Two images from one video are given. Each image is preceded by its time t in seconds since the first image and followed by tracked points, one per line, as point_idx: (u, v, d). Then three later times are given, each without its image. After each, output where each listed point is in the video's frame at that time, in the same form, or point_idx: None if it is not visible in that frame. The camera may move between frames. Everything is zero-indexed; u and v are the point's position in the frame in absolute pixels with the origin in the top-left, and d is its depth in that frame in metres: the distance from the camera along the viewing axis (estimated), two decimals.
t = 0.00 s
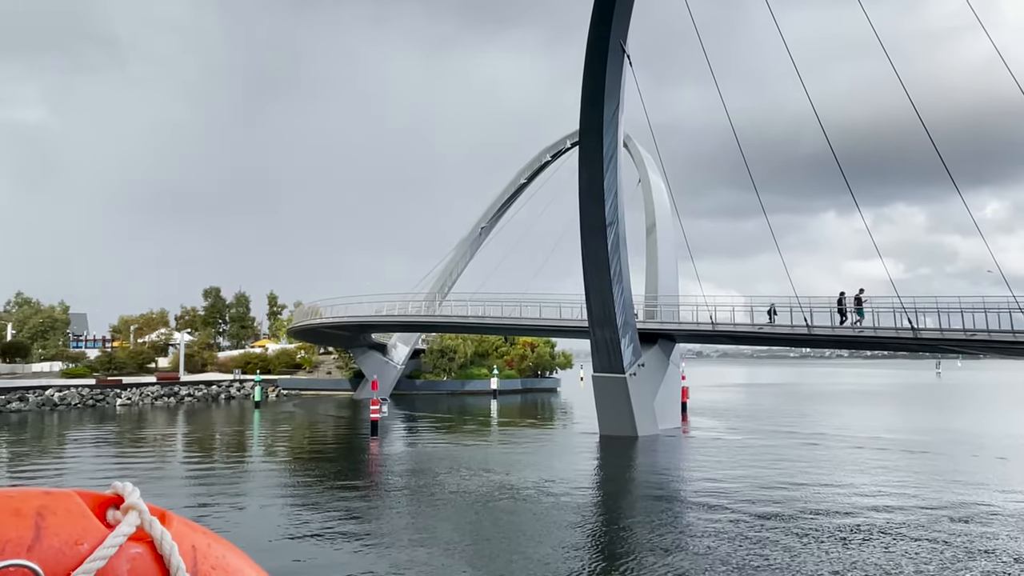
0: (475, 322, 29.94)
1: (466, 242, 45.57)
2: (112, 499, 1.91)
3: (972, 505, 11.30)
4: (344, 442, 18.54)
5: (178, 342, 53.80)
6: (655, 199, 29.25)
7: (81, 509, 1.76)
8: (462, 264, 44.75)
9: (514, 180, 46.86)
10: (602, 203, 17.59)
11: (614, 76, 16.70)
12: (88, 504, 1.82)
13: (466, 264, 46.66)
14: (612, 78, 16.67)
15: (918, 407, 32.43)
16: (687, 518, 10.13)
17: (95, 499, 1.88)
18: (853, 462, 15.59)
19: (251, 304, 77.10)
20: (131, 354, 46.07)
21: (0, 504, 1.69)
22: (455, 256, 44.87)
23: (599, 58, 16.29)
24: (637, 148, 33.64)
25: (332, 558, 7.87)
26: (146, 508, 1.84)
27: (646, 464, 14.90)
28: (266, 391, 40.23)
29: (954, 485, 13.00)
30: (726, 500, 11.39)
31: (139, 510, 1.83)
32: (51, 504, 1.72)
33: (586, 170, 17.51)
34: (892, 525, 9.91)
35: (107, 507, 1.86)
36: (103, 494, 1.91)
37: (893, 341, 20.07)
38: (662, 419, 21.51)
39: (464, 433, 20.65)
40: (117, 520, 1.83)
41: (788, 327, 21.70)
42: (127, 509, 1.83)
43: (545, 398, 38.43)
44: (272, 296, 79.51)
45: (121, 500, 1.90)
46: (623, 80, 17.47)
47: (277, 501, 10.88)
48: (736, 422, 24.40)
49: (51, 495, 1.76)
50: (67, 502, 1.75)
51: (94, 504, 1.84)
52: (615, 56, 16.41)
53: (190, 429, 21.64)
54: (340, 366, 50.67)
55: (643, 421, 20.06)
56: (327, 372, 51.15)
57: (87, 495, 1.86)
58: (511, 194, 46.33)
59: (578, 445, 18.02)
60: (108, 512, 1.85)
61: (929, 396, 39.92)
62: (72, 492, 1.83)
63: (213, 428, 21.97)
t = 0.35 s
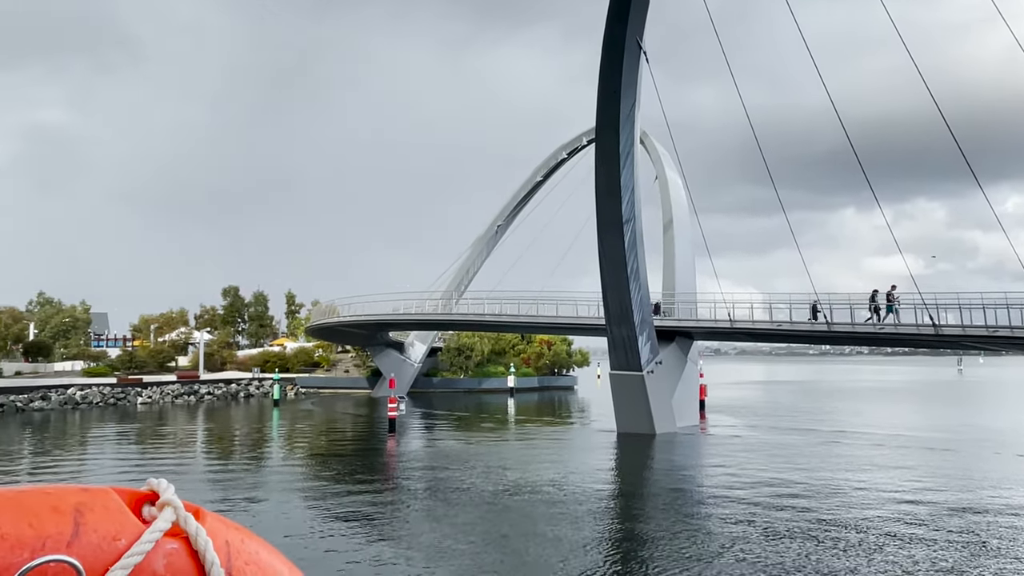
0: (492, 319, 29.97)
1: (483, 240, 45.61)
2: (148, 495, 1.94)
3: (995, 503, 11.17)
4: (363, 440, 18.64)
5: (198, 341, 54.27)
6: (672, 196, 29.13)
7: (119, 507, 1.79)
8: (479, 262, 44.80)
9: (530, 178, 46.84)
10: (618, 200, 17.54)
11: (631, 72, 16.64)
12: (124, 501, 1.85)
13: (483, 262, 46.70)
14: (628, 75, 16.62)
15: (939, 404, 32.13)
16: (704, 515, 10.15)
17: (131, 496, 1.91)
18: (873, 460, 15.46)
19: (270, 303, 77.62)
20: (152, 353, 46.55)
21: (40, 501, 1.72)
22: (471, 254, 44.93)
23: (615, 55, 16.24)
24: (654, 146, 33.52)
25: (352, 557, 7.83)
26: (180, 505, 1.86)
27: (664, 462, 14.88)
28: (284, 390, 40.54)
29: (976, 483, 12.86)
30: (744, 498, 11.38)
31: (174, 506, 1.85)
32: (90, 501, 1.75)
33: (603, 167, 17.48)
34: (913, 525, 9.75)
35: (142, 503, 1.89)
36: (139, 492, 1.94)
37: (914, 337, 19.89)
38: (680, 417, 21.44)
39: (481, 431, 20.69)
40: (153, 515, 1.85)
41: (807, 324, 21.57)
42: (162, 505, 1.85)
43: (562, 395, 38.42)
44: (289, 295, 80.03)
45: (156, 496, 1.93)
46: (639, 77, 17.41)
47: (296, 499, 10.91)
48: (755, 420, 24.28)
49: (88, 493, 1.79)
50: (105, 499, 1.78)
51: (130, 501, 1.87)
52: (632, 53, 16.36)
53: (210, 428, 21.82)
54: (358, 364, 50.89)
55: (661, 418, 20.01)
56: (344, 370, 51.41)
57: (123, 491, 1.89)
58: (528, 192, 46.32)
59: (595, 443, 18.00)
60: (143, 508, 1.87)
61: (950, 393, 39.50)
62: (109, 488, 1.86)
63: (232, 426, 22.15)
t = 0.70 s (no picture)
0: (508, 318, 29.97)
1: (499, 238, 45.61)
2: (178, 494, 1.95)
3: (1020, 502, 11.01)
4: (380, 438, 18.72)
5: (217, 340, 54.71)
6: (689, 193, 28.99)
7: (151, 504, 1.79)
8: (495, 260, 44.80)
9: (546, 176, 46.77)
10: (635, 197, 17.48)
11: (647, 68, 16.58)
12: (155, 499, 1.86)
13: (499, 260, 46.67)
14: (644, 71, 16.55)
15: (961, 401, 31.77)
16: (724, 513, 10.12)
17: (162, 494, 1.92)
18: (895, 458, 15.31)
19: (288, 302, 78.08)
20: (171, 352, 46.97)
21: (75, 498, 1.74)
22: (487, 252, 44.93)
23: (632, 51, 16.18)
24: (671, 143, 33.36)
25: (372, 555, 7.83)
26: (210, 503, 1.86)
27: (684, 460, 14.79)
28: (302, 389, 40.80)
29: (1001, 482, 12.68)
30: (765, 496, 11.31)
31: (204, 504, 1.86)
32: (122, 499, 1.76)
33: (619, 165, 17.44)
34: (935, 523, 9.68)
35: (173, 500, 1.90)
36: (170, 490, 1.94)
37: (935, 334, 19.66)
38: (698, 415, 21.35)
39: (498, 429, 20.71)
40: (184, 513, 1.85)
41: (826, 321, 21.39)
42: (191, 503, 1.86)
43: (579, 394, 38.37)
44: (308, 294, 80.47)
45: (187, 495, 1.94)
46: (656, 74, 17.36)
47: (315, 497, 10.99)
48: (773, 418, 24.12)
49: (121, 491, 1.80)
50: (136, 497, 1.79)
51: (161, 498, 1.88)
52: (649, 49, 16.31)
53: (229, 426, 21.99)
54: (375, 363, 51.09)
55: (679, 416, 19.94)
56: (362, 369, 51.62)
57: (154, 490, 1.90)
58: (544, 190, 46.24)
59: (612, 441, 17.97)
60: (174, 506, 1.88)
61: (973, 391, 39.00)
62: (140, 487, 1.87)
63: (251, 425, 22.34)
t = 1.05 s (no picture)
0: (526, 317, 29.97)
1: (517, 237, 45.59)
2: (210, 490, 1.96)
3: None
4: (399, 437, 18.79)
5: (237, 340, 55.16)
6: (708, 191, 28.83)
7: (184, 501, 1.81)
8: (513, 259, 44.80)
9: (563, 174, 46.67)
10: (653, 195, 17.41)
11: (665, 67, 16.52)
12: (188, 496, 1.87)
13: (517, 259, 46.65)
14: (662, 68, 16.48)
15: (984, 399, 31.39)
16: (745, 513, 10.07)
17: (195, 491, 1.93)
18: (917, 458, 15.15)
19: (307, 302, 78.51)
20: (192, 351, 47.40)
21: (110, 496, 1.75)
22: (504, 251, 44.95)
23: (650, 48, 16.11)
24: (689, 140, 33.19)
25: (391, 555, 7.81)
26: (243, 499, 1.88)
27: (703, 459, 14.71)
28: (321, 388, 41.04)
29: None
30: (786, 496, 11.25)
31: (236, 501, 1.88)
32: (156, 495, 1.77)
33: (637, 163, 17.38)
34: (957, 523, 9.54)
35: (205, 498, 1.91)
36: (202, 487, 1.96)
37: (957, 332, 19.44)
38: (717, 414, 21.25)
39: (516, 428, 20.72)
40: (216, 510, 1.87)
41: (847, 319, 21.22)
42: (224, 500, 1.88)
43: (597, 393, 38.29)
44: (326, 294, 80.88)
45: (219, 492, 1.96)
46: (673, 72, 17.30)
47: (335, 495, 11.06)
48: (793, 417, 23.96)
49: (155, 489, 1.81)
50: (170, 494, 1.80)
51: (193, 495, 1.89)
52: (666, 47, 16.24)
53: (249, 425, 22.17)
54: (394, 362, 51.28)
55: (698, 415, 19.87)
56: (380, 368, 51.81)
57: (187, 487, 1.92)
58: (561, 188, 46.15)
59: (630, 440, 17.93)
60: (207, 503, 1.90)
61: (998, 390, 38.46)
62: (173, 484, 1.89)
63: (271, 424, 22.50)
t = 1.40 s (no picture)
0: (546, 316, 29.95)
1: (537, 236, 45.56)
2: (242, 489, 1.98)
3: None
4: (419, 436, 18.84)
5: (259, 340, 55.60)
6: (728, 189, 28.65)
7: (217, 499, 1.82)
8: (532, 259, 44.77)
9: (583, 174, 46.56)
10: (674, 194, 17.33)
11: (685, 64, 16.44)
12: (221, 494, 1.88)
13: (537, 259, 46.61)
14: (683, 67, 16.40)
15: (1011, 400, 30.93)
16: (769, 513, 10.02)
17: (228, 490, 1.94)
18: (943, 457, 14.98)
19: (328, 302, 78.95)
20: (214, 351, 47.86)
21: (145, 494, 1.77)
22: (524, 251, 44.96)
23: (670, 47, 16.04)
24: (709, 138, 33.02)
25: (411, 555, 7.80)
26: (274, 498, 1.89)
27: (725, 459, 14.64)
28: (342, 387, 41.28)
29: None
30: (810, 496, 11.18)
31: (269, 500, 1.88)
32: (190, 494, 1.79)
33: (658, 162, 17.31)
34: (984, 524, 9.40)
35: (238, 496, 1.92)
36: (234, 486, 1.97)
37: (983, 331, 19.19)
38: (739, 414, 21.12)
39: (537, 428, 20.70)
40: (248, 509, 1.88)
41: (870, 318, 21.03)
42: (256, 498, 1.89)
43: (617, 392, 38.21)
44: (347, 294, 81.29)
45: (251, 491, 1.97)
46: (694, 69, 17.20)
47: (357, 494, 11.10)
48: (816, 416, 23.77)
49: (189, 488, 1.83)
50: (203, 493, 1.81)
51: (226, 493, 1.90)
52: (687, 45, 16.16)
53: (272, 423, 22.37)
54: (414, 362, 51.44)
55: (719, 415, 19.76)
56: (401, 368, 52.01)
57: (219, 486, 1.93)
58: (581, 188, 46.05)
59: (652, 439, 17.87)
60: (239, 501, 1.91)
61: None
62: (207, 483, 1.90)
63: (293, 423, 22.67)
